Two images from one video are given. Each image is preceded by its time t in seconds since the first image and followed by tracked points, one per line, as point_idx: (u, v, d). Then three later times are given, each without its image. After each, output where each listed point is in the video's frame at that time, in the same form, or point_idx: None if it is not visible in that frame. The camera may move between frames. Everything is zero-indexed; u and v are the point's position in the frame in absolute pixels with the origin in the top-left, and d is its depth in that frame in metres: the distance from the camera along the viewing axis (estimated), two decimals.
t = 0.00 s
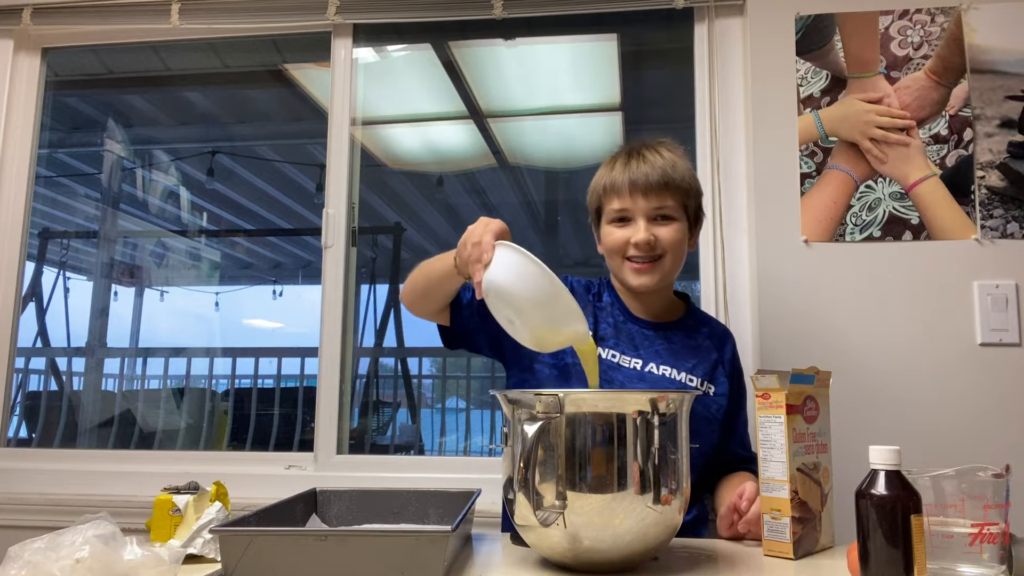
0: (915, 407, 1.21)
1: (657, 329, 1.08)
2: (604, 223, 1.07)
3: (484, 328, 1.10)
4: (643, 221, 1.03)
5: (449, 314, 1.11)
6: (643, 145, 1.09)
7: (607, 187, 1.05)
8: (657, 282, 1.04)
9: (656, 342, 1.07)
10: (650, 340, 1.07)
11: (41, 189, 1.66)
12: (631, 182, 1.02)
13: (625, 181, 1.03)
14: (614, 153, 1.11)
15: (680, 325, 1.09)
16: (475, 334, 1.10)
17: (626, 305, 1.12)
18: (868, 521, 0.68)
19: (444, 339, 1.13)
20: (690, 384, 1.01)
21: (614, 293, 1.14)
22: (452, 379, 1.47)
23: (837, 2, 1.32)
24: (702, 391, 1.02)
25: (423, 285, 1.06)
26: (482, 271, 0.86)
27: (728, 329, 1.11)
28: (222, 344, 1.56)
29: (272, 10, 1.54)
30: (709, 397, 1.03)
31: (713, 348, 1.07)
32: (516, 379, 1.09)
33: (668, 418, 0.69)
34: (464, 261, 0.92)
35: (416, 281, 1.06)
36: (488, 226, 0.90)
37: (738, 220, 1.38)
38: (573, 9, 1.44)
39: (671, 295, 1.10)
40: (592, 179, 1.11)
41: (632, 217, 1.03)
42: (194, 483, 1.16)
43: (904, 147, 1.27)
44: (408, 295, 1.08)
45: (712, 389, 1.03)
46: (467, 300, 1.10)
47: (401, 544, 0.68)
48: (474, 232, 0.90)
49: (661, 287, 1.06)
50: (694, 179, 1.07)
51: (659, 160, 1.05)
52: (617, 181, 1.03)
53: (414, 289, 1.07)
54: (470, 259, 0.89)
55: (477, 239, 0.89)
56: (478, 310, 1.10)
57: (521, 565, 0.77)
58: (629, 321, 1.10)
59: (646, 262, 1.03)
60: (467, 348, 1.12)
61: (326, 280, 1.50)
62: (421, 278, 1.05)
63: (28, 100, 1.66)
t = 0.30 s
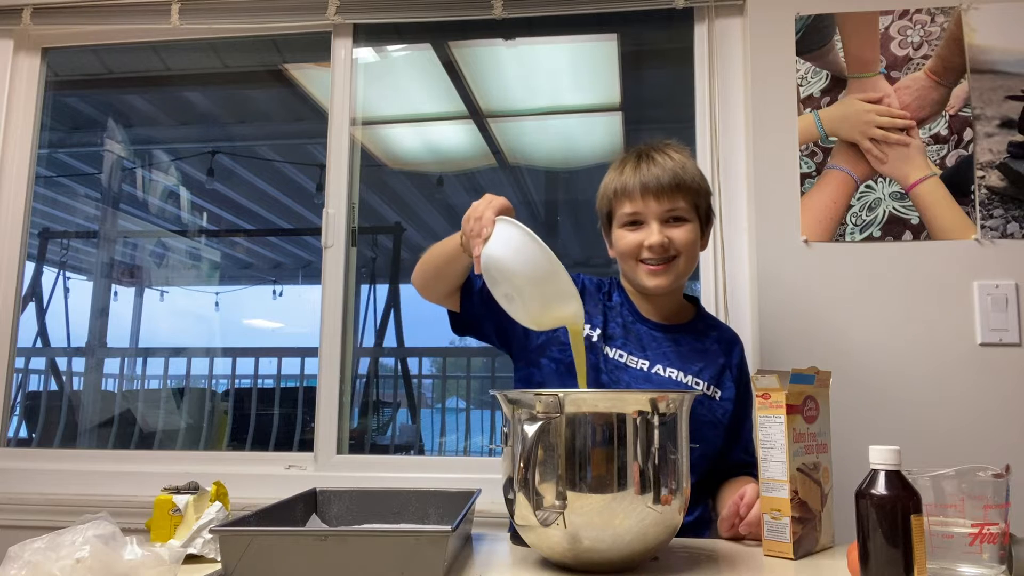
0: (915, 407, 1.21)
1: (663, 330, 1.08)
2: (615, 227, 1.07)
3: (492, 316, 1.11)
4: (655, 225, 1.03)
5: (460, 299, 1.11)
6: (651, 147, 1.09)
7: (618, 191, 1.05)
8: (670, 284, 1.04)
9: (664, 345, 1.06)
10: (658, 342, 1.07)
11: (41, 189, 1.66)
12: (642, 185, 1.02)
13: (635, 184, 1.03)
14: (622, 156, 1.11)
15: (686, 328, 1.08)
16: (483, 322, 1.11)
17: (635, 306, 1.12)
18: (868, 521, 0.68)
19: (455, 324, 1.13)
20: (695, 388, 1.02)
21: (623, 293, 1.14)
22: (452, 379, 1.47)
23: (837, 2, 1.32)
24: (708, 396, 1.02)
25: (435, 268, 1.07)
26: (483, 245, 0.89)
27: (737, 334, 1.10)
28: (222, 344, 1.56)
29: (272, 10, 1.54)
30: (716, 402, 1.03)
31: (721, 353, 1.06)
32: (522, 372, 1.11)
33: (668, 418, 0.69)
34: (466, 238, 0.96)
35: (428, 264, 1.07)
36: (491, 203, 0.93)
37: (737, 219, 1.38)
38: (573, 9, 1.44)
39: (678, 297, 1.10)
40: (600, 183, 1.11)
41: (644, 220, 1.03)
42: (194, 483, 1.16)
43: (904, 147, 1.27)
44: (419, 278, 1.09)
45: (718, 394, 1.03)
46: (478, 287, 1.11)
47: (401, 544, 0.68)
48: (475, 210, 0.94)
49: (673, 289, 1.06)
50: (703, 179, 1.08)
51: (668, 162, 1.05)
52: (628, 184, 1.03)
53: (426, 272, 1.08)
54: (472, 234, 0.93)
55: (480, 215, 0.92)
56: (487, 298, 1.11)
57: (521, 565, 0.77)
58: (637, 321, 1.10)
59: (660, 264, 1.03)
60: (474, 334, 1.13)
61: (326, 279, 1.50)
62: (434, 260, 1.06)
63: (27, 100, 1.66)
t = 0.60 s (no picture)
0: (915, 407, 1.21)
1: (665, 330, 1.08)
2: (615, 227, 1.07)
3: (495, 306, 1.11)
4: (655, 225, 1.03)
5: (462, 287, 1.11)
6: (651, 147, 1.09)
7: (618, 191, 1.05)
8: (670, 284, 1.04)
9: (664, 345, 1.06)
10: (658, 341, 1.07)
11: (41, 189, 1.66)
12: (641, 185, 1.02)
13: (635, 183, 1.03)
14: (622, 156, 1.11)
15: (688, 330, 1.08)
16: (486, 312, 1.11)
17: (635, 305, 1.12)
18: (868, 521, 0.68)
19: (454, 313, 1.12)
20: (696, 387, 1.02)
21: (625, 293, 1.14)
22: (452, 379, 1.47)
23: (837, 2, 1.32)
24: (709, 395, 1.02)
25: (438, 253, 1.06)
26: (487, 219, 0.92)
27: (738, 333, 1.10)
28: (222, 344, 1.56)
29: (272, 10, 1.54)
30: (716, 401, 1.03)
31: (721, 352, 1.06)
32: (523, 367, 1.11)
33: (668, 418, 0.69)
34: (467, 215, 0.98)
35: (430, 249, 1.06)
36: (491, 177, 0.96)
37: (737, 219, 1.38)
38: (573, 9, 1.44)
39: (679, 297, 1.10)
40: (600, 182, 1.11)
41: (643, 220, 1.03)
42: (194, 483, 1.16)
43: (904, 147, 1.27)
44: (421, 265, 1.08)
45: (719, 393, 1.03)
46: (481, 276, 1.10)
47: (401, 544, 0.68)
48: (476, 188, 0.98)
49: (673, 289, 1.06)
50: (704, 179, 1.08)
51: (668, 161, 1.05)
52: (628, 184, 1.03)
53: (428, 258, 1.07)
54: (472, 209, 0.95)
55: (482, 188, 0.95)
56: (490, 286, 1.11)
57: (521, 565, 0.77)
58: (638, 320, 1.10)
59: (659, 264, 1.03)
60: (475, 324, 1.12)
61: (326, 279, 1.50)
62: (437, 246, 1.06)
63: (27, 100, 1.66)
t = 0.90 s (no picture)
0: (914, 407, 1.21)
1: (665, 331, 1.08)
2: (615, 225, 1.07)
3: (496, 299, 1.11)
4: (654, 222, 1.02)
5: (465, 280, 1.11)
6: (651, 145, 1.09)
7: (617, 189, 1.05)
8: (670, 283, 1.04)
9: (662, 345, 1.07)
10: (657, 342, 1.07)
11: (41, 189, 1.66)
12: (641, 183, 1.02)
13: (634, 182, 1.03)
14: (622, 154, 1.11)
15: (688, 331, 1.08)
16: (488, 307, 1.11)
17: (634, 306, 1.11)
18: (868, 521, 0.68)
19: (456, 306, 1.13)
20: (695, 387, 1.02)
21: (625, 293, 1.13)
22: (452, 379, 1.47)
23: (837, 2, 1.32)
24: (708, 395, 1.02)
25: (441, 245, 1.07)
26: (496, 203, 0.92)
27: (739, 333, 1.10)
28: (222, 344, 1.56)
29: (273, 10, 1.54)
30: (715, 401, 1.03)
31: (721, 352, 1.06)
32: (523, 364, 1.11)
33: (668, 418, 0.69)
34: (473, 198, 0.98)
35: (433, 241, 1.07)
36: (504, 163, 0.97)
37: (738, 218, 1.38)
38: (573, 9, 1.44)
39: (679, 298, 1.10)
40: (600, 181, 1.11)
41: (643, 218, 1.03)
42: (194, 483, 1.16)
43: (904, 147, 1.28)
44: (424, 256, 1.09)
45: (718, 393, 1.03)
46: (484, 270, 1.11)
47: (401, 544, 0.68)
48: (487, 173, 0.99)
49: (672, 289, 1.05)
50: (704, 178, 1.08)
51: (668, 160, 1.05)
52: (627, 182, 1.03)
53: (432, 250, 1.08)
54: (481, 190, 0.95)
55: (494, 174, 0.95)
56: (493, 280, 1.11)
57: (521, 565, 0.77)
58: (637, 320, 1.10)
59: (659, 262, 1.03)
60: (478, 318, 1.12)
61: (326, 279, 1.50)
62: (440, 237, 1.06)
63: (27, 100, 1.66)
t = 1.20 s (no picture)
0: (914, 407, 1.21)
1: (665, 331, 1.08)
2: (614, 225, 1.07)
3: (494, 304, 1.11)
4: (653, 222, 1.02)
5: (465, 285, 1.10)
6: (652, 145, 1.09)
7: (617, 188, 1.05)
8: (671, 282, 1.03)
9: (662, 345, 1.06)
10: (656, 343, 1.07)
11: (41, 189, 1.66)
12: (641, 182, 1.02)
13: (634, 181, 1.03)
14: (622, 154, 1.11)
15: (688, 332, 1.08)
16: (487, 310, 1.11)
17: (635, 306, 1.11)
18: (868, 521, 0.68)
19: (455, 309, 1.13)
20: (695, 388, 1.02)
21: (626, 293, 1.13)
22: (452, 379, 1.47)
23: (837, 2, 1.32)
24: (708, 396, 1.02)
25: (441, 248, 1.05)
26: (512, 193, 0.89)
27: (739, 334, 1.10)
28: (222, 344, 1.56)
29: (273, 10, 1.54)
30: (715, 402, 1.03)
31: (720, 352, 1.06)
32: (523, 364, 1.11)
33: (668, 418, 0.69)
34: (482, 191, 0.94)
35: (434, 244, 1.05)
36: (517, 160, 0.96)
37: (738, 219, 1.38)
38: (573, 9, 1.44)
39: (678, 298, 1.10)
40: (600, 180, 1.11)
41: (642, 217, 1.03)
42: (194, 483, 1.16)
43: (904, 147, 1.28)
44: (424, 260, 1.07)
45: (717, 393, 1.03)
46: (483, 274, 1.11)
47: (401, 544, 0.68)
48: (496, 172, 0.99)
49: (672, 288, 1.05)
50: (704, 178, 1.08)
51: (668, 159, 1.05)
52: (626, 181, 1.04)
53: (432, 254, 1.06)
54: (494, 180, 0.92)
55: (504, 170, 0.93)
56: (491, 285, 1.11)
57: (521, 565, 0.77)
58: (637, 320, 1.10)
59: (658, 262, 1.03)
60: (476, 322, 1.12)
61: (326, 279, 1.50)
62: (442, 242, 1.04)
63: (27, 100, 1.66)
